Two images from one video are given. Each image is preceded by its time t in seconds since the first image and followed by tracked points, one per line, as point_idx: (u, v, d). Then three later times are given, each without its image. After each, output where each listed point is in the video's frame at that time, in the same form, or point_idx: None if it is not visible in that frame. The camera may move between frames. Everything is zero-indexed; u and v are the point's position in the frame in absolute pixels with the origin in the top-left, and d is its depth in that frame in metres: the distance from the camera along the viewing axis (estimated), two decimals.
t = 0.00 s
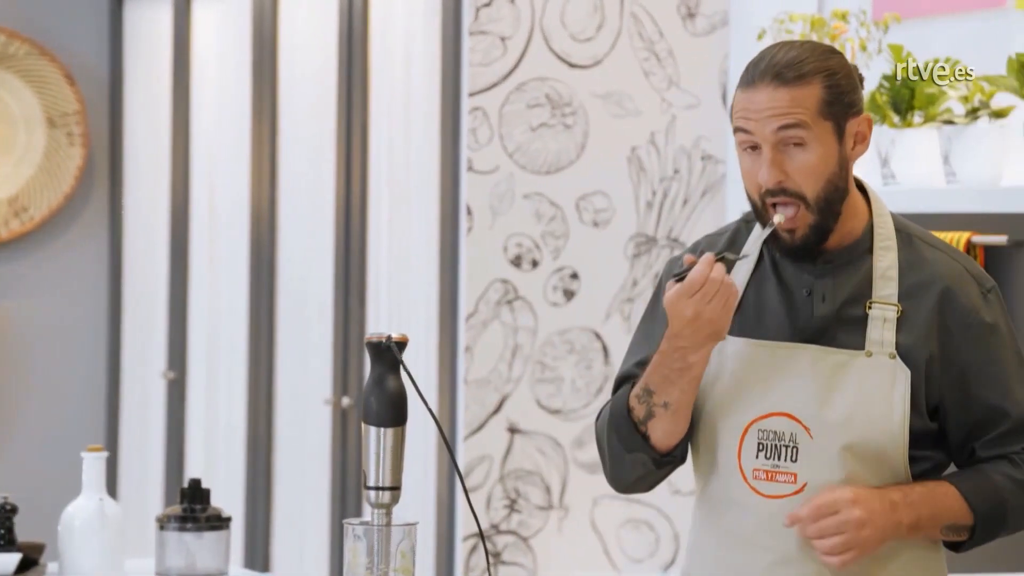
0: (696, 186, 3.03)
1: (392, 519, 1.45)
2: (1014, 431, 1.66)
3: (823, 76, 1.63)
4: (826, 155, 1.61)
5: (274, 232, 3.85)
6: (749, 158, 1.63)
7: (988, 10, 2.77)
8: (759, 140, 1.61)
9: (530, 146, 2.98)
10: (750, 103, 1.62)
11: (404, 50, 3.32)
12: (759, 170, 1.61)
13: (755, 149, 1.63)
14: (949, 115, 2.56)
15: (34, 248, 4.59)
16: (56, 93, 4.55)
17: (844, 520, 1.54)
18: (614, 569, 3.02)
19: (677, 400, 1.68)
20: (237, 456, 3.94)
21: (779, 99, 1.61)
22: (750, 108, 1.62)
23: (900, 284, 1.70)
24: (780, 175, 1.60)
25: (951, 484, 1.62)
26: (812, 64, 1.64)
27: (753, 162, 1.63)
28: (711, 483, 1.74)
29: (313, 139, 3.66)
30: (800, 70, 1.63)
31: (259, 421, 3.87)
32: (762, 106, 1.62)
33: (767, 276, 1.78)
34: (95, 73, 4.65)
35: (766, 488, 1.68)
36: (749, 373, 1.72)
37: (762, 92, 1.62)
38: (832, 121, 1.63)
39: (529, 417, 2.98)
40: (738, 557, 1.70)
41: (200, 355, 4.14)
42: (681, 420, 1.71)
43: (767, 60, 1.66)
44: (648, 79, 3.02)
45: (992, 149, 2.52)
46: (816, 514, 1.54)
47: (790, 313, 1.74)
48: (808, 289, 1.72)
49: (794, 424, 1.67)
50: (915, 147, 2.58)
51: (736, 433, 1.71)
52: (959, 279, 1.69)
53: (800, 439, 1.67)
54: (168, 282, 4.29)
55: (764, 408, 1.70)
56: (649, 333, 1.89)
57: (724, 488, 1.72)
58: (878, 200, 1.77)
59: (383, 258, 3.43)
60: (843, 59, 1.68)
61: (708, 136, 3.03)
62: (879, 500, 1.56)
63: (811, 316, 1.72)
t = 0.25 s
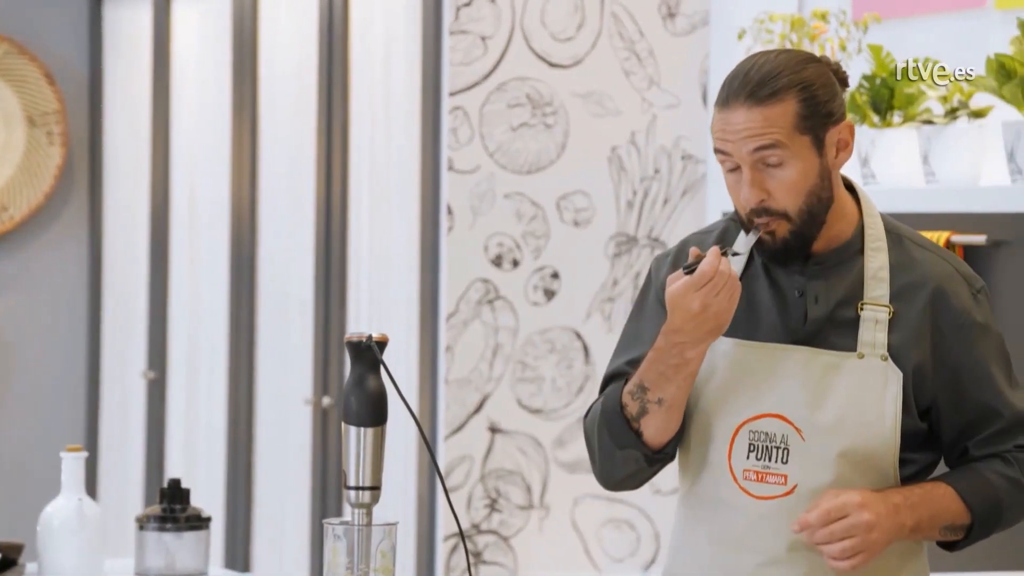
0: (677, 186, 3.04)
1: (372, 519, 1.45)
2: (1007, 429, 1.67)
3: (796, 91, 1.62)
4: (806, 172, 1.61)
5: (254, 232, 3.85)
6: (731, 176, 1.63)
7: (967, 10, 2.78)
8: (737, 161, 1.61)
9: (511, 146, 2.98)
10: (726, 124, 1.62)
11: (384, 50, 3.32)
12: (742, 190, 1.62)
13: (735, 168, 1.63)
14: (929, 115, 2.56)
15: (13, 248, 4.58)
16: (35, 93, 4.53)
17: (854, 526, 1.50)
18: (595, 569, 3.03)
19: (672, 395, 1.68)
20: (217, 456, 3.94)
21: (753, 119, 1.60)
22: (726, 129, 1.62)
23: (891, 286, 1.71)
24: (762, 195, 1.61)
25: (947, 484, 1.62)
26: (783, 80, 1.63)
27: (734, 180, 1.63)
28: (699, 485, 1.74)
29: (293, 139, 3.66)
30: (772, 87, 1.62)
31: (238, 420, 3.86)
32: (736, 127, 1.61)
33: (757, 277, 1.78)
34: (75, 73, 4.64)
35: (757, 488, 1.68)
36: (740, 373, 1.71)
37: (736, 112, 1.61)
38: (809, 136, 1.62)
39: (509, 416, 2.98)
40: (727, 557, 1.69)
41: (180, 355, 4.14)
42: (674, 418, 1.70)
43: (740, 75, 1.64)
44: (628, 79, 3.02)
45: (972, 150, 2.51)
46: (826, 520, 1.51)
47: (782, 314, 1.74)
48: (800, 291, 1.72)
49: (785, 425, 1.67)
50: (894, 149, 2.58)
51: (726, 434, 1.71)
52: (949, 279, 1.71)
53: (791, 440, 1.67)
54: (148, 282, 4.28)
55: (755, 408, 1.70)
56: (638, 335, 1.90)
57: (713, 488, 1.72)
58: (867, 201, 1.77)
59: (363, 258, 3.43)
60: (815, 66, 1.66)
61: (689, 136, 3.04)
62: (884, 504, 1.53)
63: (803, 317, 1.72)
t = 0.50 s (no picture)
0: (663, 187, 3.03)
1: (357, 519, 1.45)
2: (993, 431, 1.66)
3: (800, 78, 1.63)
4: (808, 158, 1.61)
5: (239, 231, 3.85)
6: (732, 163, 1.63)
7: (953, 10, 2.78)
8: (740, 145, 1.61)
9: (497, 145, 2.98)
10: (728, 109, 1.62)
11: (370, 50, 3.32)
12: (743, 175, 1.61)
13: (737, 154, 1.62)
14: (914, 115, 2.59)
15: None
16: (21, 92, 4.54)
17: (842, 524, 1.50)
18: (582, 569, 3.02)
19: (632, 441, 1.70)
20: (203, 456, 3.93)
21: (757, 103, 1.60)
22: (730, 113, 1.62)
23: (879, 285, 1.70)
24: (764, 180, 1.61)
25: (935, 483, 1.61)
26: (788, 66, 1.63)
27: (736, 166, 1.63)
28: (684, 486, 1.74)
29: (279, 139, 3.65)
30: (777, 72, 1.62)
31: (224, 421, 3.86)
32: (741, 111, 1.61)
33: (744, 276, 1.77)
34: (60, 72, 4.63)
35: (741, 489, 1.68)
36: (724, 374, 1.71)
37: (741, 96, 1.61)
38: (812, 123, 1.62)
39: (495, 416, 2.98)
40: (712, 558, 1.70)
41: (166, 356, 4.13)
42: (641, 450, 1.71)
43: (743, 62, 1.65)
44: (614, 79, 3.02)
45: (958, 150, 2.54)
46: (811, 517, 1.50)
47: (769, 314, 1.74)
48: (789, 289, 1.72)
49: (770, 426, 1.68)
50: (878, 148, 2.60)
51: (712, 435, 1.71)
52: (939, 279, 1.70)
53: (774, 441, 1.68)
54: (134, 282, 4.27)
55: (741, 409, 1.70)
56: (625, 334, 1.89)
57: (697, 490, 1.72)
58: (859, 199, 1.77)
59: (350, 259, 3.42)
60: (818, 57, 1.67)
61: (675, 136, 3.04)
62: (870, 503, 1.53)
63: (789, 317, 1.72)
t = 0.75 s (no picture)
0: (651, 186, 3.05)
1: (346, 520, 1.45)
2: (981, 432, 1.65)
3: (811, 69, 1.62)
4: (815, 148, 1.59)
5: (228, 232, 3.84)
6: (737, 149, 1.61)
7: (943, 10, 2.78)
8: (749, 130, 1.59)
9: (486, 146, 2.96)
10: (740, 93, 1.60)
11: (359, 49, 3.32)
12: (749, 161, 1.59)
13: (744, 140, 1.60)
14: (902, 115, 2.59)
15: None
16: (9, 92, 4.53)
17: (831, 524, 1.48)
18: (571, 569, 3.04)
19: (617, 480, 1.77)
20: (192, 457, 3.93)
21: (770, 88, 1.59)
22: (742, 97, 1.60)
23: (864, 285, 1.68)
24: (771, 166, 1.58)
25: (923, 484, 1.60)
26: (800, 56, 1.62)
27: (741, 152, 1.61)
28: (669, 485, 1.76)
29: (269, 138, 3.65)
30: (790, 61, 1.61)
31: (213, 421, 3.86)
32: (753, 95, 1.60)
33: (730, 277, 1.77)
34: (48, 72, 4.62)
35: (725, 490, 1.69)
36: (709, 374, 1.71)
37: (753, 81, 1.60)
38: (820, 115, 1.61)
39: (484, 416, 2.97)
40: (699, 557, 1.70)
41: (154, 356, 4.12)
42: (631, 475, 1.78)
43: (755, 50, 1.64)
44: (603, 79, 3.02)
45: (946, 149, 2.54)
46: (799, 517, 1.48)
47: (752, 314, 1.73)
48: (772, 289, 1.72)
49: (753, 426, 1.68)
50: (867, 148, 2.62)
51: (696, 436, 1.72)
52: (923, 280, 1.68)
53: (758, 440, 1.67)
54: (123, 282, 4.27)
55: (723, 410, 1.70)
56: (617, 337, 1.90)
57: (687, 490, 1.74)
58: (846, 201, 1.76)
59: (339, 258, 3.42)
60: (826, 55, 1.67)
61: (664, 136, 3.05)
62: (857, 504, 1.51)
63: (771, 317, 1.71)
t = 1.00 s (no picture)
0: (641, 186, 3.06)
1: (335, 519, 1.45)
2: (966, 431, 1.65)
3: (806, 64, 1.62)
4: (808, 141, 1.59)
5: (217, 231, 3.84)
6: (731, 142, 1.61)
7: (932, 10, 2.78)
8: (743, 122, 1.59)
9: (476, 145, 2.95)
10: (735, 86, 1.61)
11: (348, 49, 3.32)
12: (742, 152, 1.59)
13: (737, 132, 1.60)
14: (891, 115, 2.60)
15: None
16: None
17: (805, 510, 1.48)
18: (559, 568, 3.04)
19: (594, 467, 1.76)
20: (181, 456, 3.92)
21: (764, 81, 1.59)
22: (737, 89, 1.60)
23: (851, 283, 1.68)
24: (764, 157, 1.58)
25: (906, 480, 1.60)
26: (795, 51, 1.62)
27: (734, 145, 1.60)
28: (658, 481, 1.77)
29: (259, 137, 3.65)
30: (785, 55, 1.61)
31: (202, 420, 3.86)
32: (748, 88, 1.60)
33: (718, 276, 1.77)
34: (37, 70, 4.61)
35: (711, 487, 1.70)
36: (697, 372, 1.72)
37: (748, 74, 1.60)
38: (813, 110, 1.61)
39: (474, 415, 2.97)
40: (686, 555, 1.71)
41: (143, 355, 4.12)
42: (614, 471, 1.79)
43: (749, 45, 1.64)
44: (592, 79, 3.02)
45: (934, 148, 2.55)
46: (774, 502, 1.49)
47: (738, 312, 1.73)
48: (758, 287, 1.72)
49: (739, 424, 1.68)
50: (854, 147, 2.62)
51: (682, 433, 1.72)
52: (909, 278, 1.67)
53: (743, 439, 1.67)
54: (111, 281, 4.26)
55: (708, 408, 1.70)
56: (607, 337, 1.90)
57: (675, 488, 1.74)
58: (834, 199, 1.76)
59: (328, 257, 3.42)
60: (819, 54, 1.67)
61: (653, 136, 3.06)
62: (834, 493, 1.52)
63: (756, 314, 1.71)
